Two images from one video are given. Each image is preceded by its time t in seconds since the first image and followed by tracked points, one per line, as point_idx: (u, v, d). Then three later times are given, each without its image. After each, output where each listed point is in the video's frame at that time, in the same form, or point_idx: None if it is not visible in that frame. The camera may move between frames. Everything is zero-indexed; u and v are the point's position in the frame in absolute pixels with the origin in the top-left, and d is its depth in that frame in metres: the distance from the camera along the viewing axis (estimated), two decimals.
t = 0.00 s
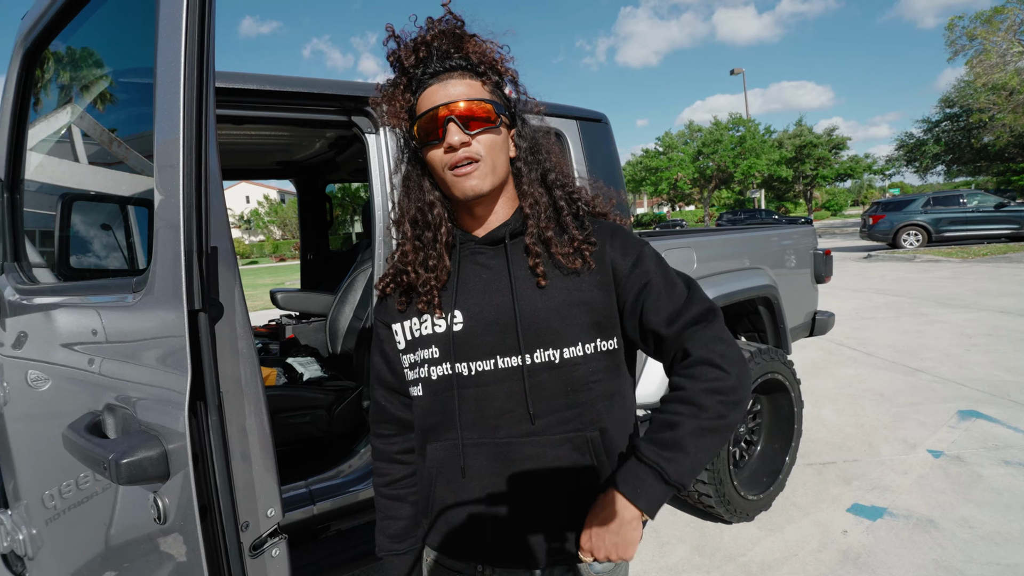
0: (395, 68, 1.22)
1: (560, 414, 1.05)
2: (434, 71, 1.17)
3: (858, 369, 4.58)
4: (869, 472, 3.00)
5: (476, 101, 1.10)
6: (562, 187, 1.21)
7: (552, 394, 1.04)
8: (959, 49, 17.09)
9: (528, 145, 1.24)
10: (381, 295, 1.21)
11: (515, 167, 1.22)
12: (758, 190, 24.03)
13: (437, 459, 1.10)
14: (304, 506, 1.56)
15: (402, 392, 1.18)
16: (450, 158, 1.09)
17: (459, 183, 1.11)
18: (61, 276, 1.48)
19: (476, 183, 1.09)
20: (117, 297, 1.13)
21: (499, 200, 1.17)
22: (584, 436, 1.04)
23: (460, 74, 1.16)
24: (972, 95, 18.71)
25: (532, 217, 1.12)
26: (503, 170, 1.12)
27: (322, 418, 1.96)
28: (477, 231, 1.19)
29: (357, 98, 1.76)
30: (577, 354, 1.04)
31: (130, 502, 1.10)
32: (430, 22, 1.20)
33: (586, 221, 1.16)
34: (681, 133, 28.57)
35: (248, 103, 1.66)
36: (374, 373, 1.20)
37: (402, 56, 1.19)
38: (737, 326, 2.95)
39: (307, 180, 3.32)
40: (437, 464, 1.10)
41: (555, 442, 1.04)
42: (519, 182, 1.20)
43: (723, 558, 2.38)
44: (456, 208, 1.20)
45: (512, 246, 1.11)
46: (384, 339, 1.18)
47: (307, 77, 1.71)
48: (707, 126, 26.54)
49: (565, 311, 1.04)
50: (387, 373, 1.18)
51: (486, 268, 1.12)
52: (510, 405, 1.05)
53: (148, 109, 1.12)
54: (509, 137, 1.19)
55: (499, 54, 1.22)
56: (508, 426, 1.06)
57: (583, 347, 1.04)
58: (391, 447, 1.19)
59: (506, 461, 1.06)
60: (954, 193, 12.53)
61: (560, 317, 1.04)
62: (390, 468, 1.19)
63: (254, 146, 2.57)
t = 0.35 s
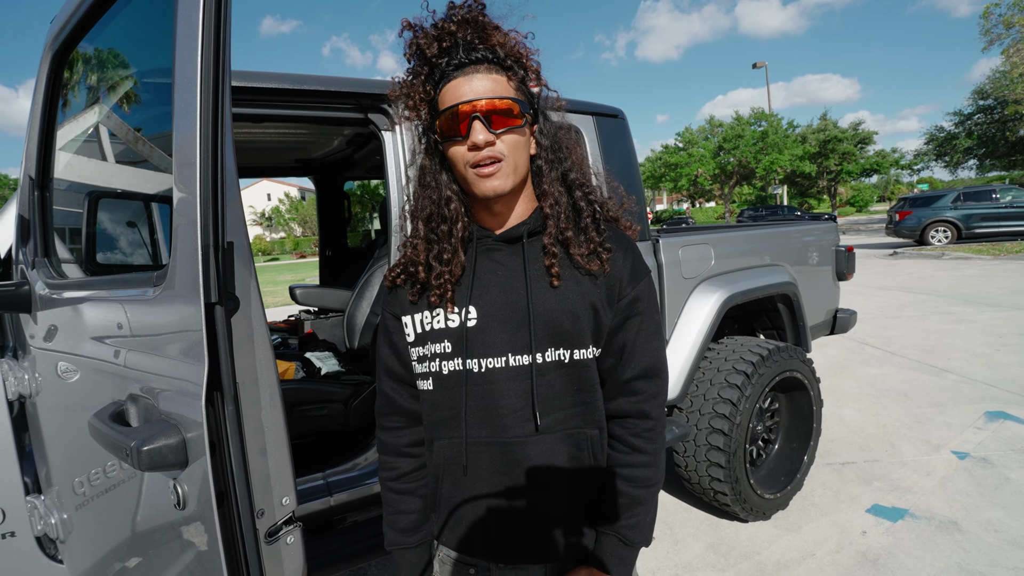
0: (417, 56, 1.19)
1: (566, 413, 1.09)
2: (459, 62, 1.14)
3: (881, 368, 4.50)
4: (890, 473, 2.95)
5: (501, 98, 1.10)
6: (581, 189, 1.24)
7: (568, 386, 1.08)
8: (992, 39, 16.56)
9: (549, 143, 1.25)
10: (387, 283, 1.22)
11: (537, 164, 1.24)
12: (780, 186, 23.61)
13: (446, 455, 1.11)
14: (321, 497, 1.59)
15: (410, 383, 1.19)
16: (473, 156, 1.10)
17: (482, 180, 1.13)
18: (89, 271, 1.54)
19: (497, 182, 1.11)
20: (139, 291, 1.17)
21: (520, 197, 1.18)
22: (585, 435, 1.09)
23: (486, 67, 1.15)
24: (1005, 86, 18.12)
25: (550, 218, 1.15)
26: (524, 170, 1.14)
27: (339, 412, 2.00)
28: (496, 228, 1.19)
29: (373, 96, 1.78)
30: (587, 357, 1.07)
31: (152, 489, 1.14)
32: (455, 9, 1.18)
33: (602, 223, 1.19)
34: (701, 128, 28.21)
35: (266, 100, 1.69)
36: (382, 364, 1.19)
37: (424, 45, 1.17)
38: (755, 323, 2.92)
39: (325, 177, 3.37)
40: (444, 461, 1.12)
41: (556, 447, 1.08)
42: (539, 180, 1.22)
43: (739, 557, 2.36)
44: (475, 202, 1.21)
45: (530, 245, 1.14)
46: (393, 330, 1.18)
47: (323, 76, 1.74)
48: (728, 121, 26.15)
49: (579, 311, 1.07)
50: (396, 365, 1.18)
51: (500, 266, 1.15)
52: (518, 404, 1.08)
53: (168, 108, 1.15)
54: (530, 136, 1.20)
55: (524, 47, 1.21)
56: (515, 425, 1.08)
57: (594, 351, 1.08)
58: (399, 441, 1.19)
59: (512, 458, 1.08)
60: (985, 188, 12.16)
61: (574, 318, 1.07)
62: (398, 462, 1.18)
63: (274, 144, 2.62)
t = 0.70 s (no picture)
0: (432, 40, 1.16)
1: (571, 412, 1.09)
2: (477, 54, 1.14)
3: (885, 367, 4.47)
4: (894, 472, 2.94)
5: (517, 97, 1.11)
6: (583, 194, 1.25)
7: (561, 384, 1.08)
8: (998, 35, 16.44)
9: (553, 147, 1.26)
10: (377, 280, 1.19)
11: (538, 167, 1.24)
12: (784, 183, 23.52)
13: (445, 457, 1.11)
14: (320, 495, 1.59)
15: (403, 386, 1.17)
16: (486, 151, 1.10)
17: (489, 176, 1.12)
18: (89, 270, 1.55)
19: (508, 179, 1.10)
20: (133, 291, 1.18)
21: (522, 197, 1.18)
22: (587, 433, 1.09)
23: (504, 64, 1.15)
24: (1011, 82, 17.99)
25: (554, 221, 1.16)
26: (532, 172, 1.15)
27: (339, 410, 2.01)
28: (497, 227, 1.20)
29: (372, 95, 1.77)
30: (590, 354, 1.08)
31: (148, 487, 1.15)
32: None
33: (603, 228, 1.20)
34: (705, 126, 28.11)
35: (266, 100, 1.68)
36: (373, 366, 1.17)
37: (442, 30, 1.14)
38: (757, 321, 2.91)
39: (327, 176, 3.37)
40: (447, 463, 1.11)
41: (565, 442, 1.08)
42: (541, 183, 1.23)
43: (741, 556, 2.35)
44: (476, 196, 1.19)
45: (532, 243, 1.15)
46: (386, 333, 1.16)
47: (321, 74, 1.73)
48: (731, 118, 26.06)
49: (581, 311, 1.08)
50: (389, 368, 1.16)
51: (502, 265, 1.14)
52: (523, 403, 1.07)
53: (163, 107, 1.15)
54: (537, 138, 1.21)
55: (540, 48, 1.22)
56: (521, 426, 1.07)
57: (596, 349, 1.09)
58: (392, 446, 1.17)
59: (510, 457, 1.07)
60: (990, 185, 12.08)
61: (576, 318, 1.07)
62: (391, 469, 1.17)
63: (275, 143, 2.62)
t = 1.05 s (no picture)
0: (433, 41, 1.13)
1: (568, 417, 1.08)
2: (484, 56, 1.13)
3: (873, 372, 4.50)
4: (883, 477, 2.95)
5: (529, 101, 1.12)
6: (576, 199, 1.27)
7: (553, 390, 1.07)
8: (982, 45, 16.73)
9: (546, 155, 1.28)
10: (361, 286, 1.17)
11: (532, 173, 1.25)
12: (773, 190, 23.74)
13: (439, 468, 1.08)
14: (308, 503, 1.57)
15: (392, 400, 1.14)
16: (500, 153, 1.10)
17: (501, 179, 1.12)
18: (71, 275, 1.53)
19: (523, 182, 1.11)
20: (115, 297, 1.17)
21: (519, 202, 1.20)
22: (583, 437, 1.08)
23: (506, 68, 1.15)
24: (994, 91, 18.30)
25: (553, 224, 1.18)
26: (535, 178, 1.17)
27: (327, 417, 1.98)
28: (493, 231, 1.21)
29: (362, 100, 1.76)
30: (587, 359, 1.08)
31: (127, 497, 1.13)
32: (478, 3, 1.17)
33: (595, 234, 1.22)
34: (695, 133, 28.32)
35: (256, 104, 1.67)
36: (358, 376, 1.14)
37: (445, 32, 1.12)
38: (747, 327, 2.92)
39: (317, 181, 3.35)
40: (443, 473, 1.08)
41: (563, 448, 1.06)
42: (536, 189, 1.24)
43: (731, 562, 2.35)
44: (479, 199, 1.18)
45: (528, 247, 1.15)
46: (373, 341, 1.13)
47: (311, 79, 1.73)
48: (722, 126, 26.29)
49: (577, 315, 1.09)
50: (376, 380, 1.14)
51: (497, 269, 1.14)
52: (521, 409, 1.06)
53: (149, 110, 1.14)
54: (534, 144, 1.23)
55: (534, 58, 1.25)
56: (520, 432, 1.06)
57: (593, 352, 1.09)
58: (377, 461, 1.16)
59: (500, 463, 1.06)
60: (975, 193, 12.25)
61: (572, 321, 1.08)
62: (377, 486, 1.16)
63: (265, 147, 2.61)
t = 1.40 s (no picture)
0: (422, 55, 1.15)
1: (575, 421, 1.05)
2: (470, 66, 1.14)
3: (873, 377, 4.50)
4: (883, 481, 2.95)
5: (515, 105, 1.11)
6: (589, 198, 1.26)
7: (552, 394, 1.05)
8: (979, 51, 16.81)
9: (555, 154, 1.27)
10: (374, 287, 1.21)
11: (542, 174, 1.25)
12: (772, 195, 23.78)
13: (439, 465, 1.08)
14: (307, 507, 1.57)
15: (399, 395, 1.17)
16: (489, 162, 1.09)
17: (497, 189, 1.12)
18: (71, 278, 1.53)
19: (516, 189, 1.10)
20: (116, 300, 1.17)
21: (526, 204, 1.19)
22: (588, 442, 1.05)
23: (495, 73, 1.15)
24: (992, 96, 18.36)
25: (565, 225, 1.16)
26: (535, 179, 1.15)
27: (327, 421, 1.98)
28: (496, 233, 1.21)
29: (363, 104, 1.76)
30: (594, 361, 1.06)
31: (128, 500, 1.13)
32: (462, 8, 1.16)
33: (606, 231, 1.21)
34: (695, 138, 28.38)
35: (256, 108, 1.67)
36: (366, 372, 1.17)
37: (431, 46, 1.13)
38: (747, 331, 2.92)
39: (317, 185, 3.36)
40: (441, 471, 1.08)
41: (567, 449, 1.04)
42: (547, 188, 1.24)
43: (731, 567, 2.34)
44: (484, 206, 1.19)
45: (535, 249, 1.15)
46: (381, 337, 1.16)
47: (313, 84, 1.74)
48: (721, 131, 26.36)
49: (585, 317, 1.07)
50: (385, 375, 1.16)
51: (504, 268, 1.14)
52: (523, 410, 1.05)
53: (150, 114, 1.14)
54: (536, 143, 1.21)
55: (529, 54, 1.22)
56: (519, 434, 1.05)
57: (603, 355, 1.06)
58: (385, 458, 1.17)
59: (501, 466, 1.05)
60: (974, 198, 12.26)
61: (577, 323, 1.07)
62: (382, 484, 1.17)
63: (265, 151, 2.61)
